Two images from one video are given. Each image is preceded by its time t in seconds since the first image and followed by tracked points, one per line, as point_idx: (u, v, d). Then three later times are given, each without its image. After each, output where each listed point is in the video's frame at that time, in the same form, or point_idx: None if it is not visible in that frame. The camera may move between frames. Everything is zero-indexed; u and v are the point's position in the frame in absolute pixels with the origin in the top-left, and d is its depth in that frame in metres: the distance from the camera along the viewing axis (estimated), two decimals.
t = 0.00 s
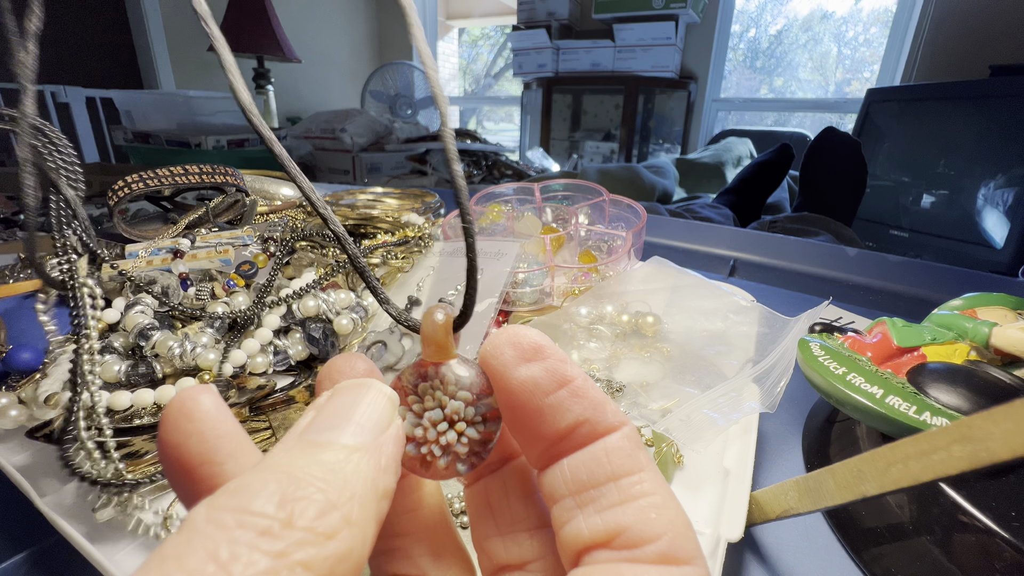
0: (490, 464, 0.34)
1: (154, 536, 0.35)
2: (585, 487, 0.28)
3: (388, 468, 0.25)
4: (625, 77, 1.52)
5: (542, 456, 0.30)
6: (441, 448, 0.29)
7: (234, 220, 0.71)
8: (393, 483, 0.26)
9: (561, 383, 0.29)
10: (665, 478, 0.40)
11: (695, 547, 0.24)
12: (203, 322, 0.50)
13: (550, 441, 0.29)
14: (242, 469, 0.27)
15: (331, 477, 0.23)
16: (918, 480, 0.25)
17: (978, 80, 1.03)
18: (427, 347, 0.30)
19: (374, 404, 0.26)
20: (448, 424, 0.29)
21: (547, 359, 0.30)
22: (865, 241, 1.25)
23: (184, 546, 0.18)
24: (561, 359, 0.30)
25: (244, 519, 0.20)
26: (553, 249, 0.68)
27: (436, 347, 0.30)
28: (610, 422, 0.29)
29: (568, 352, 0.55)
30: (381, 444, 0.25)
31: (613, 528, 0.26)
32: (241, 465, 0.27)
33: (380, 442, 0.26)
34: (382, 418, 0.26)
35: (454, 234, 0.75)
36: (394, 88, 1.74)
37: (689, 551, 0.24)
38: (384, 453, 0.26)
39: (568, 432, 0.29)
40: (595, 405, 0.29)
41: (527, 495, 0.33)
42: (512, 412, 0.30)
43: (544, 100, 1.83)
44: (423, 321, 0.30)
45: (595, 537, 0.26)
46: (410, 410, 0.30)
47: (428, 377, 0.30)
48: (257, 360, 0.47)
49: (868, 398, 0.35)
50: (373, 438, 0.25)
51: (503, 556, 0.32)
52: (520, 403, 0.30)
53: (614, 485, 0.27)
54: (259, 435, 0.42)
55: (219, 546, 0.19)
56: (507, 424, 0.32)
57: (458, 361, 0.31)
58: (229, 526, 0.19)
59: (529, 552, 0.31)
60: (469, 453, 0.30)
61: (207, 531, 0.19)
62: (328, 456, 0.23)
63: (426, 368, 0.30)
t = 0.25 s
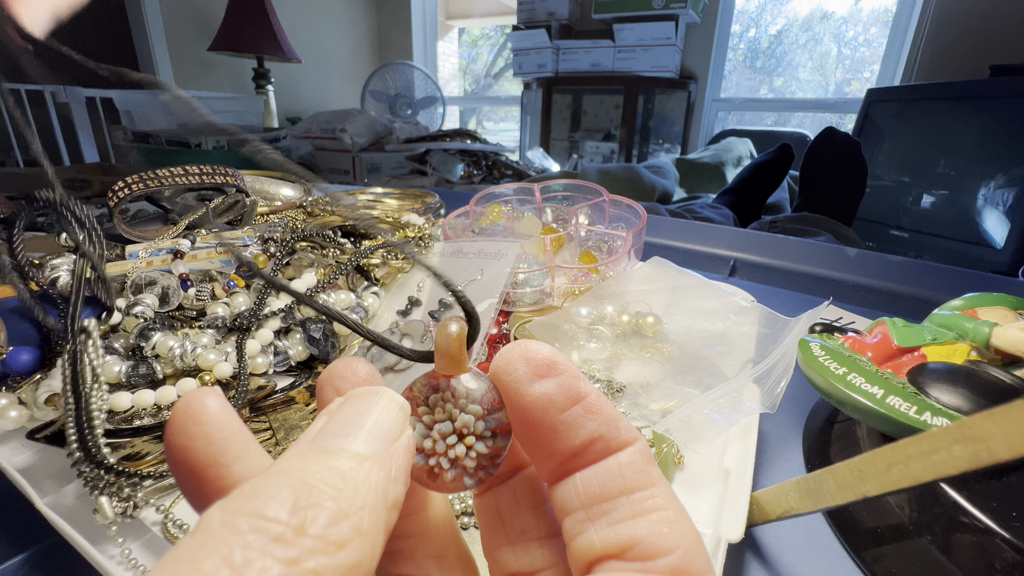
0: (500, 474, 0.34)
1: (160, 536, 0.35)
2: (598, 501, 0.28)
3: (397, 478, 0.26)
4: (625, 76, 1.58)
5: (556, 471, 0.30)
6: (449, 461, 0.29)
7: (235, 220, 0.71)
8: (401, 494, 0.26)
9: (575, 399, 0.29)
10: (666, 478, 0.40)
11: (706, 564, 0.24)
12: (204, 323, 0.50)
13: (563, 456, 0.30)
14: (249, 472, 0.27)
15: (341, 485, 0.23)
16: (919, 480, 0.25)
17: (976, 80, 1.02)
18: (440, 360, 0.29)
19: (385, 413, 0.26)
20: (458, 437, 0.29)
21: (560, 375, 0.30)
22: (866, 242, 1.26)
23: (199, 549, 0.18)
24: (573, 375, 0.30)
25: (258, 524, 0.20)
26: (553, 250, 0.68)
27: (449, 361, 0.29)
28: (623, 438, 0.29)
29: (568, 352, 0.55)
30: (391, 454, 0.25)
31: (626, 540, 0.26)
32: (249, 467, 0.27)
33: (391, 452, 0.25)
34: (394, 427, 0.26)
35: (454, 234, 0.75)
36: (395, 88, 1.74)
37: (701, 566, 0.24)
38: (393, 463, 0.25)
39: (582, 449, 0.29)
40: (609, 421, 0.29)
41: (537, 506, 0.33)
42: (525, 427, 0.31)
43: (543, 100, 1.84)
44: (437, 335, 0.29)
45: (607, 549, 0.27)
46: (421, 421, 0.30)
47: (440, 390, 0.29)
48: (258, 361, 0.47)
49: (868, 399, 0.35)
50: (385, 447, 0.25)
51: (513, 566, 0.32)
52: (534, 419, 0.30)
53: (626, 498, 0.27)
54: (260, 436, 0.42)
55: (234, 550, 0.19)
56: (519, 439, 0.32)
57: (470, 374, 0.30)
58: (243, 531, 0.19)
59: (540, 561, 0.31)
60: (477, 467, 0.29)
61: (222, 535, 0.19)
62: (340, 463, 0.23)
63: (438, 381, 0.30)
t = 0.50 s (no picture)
0: (498, 474, 0.34)
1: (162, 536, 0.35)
2: (595, 500, 0.28)
3: (395, 477, 0.25)
4: (625, 76, 1.50)
5: (553, 470, 0.30)
6: (447, 461, 0.29)
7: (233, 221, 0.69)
8: (400, 493, 0.26)
9: (572, 399, 0.29)
10: (666, 478, 0.40)
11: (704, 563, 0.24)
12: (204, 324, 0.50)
13: (560, 455, 0.30)
14: (247, 471, 0.27)
15: (338, 484, 0.23)
16: (919, 480, 0.25)
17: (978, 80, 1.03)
18: (437, 360, 0.29)
19: (384, 412, 0.26)
20: (455, 437, 0.29)
21: (558, 374, 0.30)
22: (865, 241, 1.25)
23: (196, 548, 0.18)
24: (571, 374, 0.30)
25: (255, 523, 0.20)
26: (553, 250, 0.68)
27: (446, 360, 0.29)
28: (620, 438, 0.29)
29: (568, 352, 0.55)
30: (390, 454, 0.25)
31: (622, 539, 0.26)
32: (250, 466, 0.27)
33: (389, 451, 0.25)
34: (391, 426, 0.26)
35: (454, 234, 0.76)
36: (395, 88, 1.74)
37: (698, 565, 0.24)
38: (392, 462, 0.25)
39: (579, 448, 0.29)
40: (606, 420, 0.29)
41: (535, 505, 0.33)
42: (523, 426, 0.31)
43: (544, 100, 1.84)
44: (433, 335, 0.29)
45: (603, 547, 0.26)
46: (418, 421, 0.30)
47: (437, 389, 0.30)
48: (258, 361, 0.47)
49: (868, 398, 0.35)
50: (383, 447, 0.25)
51: (510, 565, 0.32)
52: (531, 418, 0.30)
53: (623, 498, 0.27)
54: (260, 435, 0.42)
55: (231, 549, 0.19)
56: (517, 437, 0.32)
57: (468, 374, 0.30)
58: (240, 530, 0.19)
59: (537, 561, 0.31)
60: (475, 466, 0.29)
61: (219, 534, 0.19)
62: (338, 463, 0.23)
63: (436, 380, 0.30)
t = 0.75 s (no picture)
0: (490, 470, 0.34)
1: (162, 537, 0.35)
2: (584, 494, 0.28)
3: (389, 473, 0.25)
4: (625, 77, 1.50)
5: (541, 464, 0.30)
6: (441, 456, 0.29)
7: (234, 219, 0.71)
8: (393, 488, 0.26)
9: (561, 392, 0.29)
10: (666, 479, 0.40)
11: (691, 553, 0.25)
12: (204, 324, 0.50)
13: (549, 448, 0.29)
14: (241, 469, 0.27)
15: (332, 480, 0.23)
16: (920, 480, 0.25)
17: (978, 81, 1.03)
18: (426, 355, 0.30)
19: (377, 408, 0.26)
20: (448, 432, 0.29)
21: (548, 368, 0.30)
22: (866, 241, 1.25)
23: (188, 544, 0.18)
24: (561, 368, 0.30)
25: (247, 519, 0.20)
26: (553, 250, 0.68)
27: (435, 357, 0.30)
28: (609, 431, 0.29)
29: (568, 352, 0.55)
30: (383, 449, 0.25)
31: (611, 532, 0.26)
32: (242, 466, 0.27)
33: (382, 448, 0.25)
34: (384, 422, 0.26)
35: (454, 235, 0.76)
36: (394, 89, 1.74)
37: (685, 556, 0.24)
38: (385, 458, 0.25)
39: (568, 442, 0.29)
40: (595, 414, 0.29)
41: (527, 501, 0.33)
42: (513, 420, 0.30)
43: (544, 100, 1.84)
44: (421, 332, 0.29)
45: (593, 541, 0.26)
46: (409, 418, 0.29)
47: (428, 386, 0.29)
48: (258, 361, 0.47)
49: (868, 399, 0.35)
50: (376, 443, 0.25)
51: (504, 561, 0.32)
52: (520, 411, 0.30)
53: (612, 491, 0.27)
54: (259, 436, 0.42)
55: (223, 544, 0.19)
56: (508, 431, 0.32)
57: (458, 368, 0.30)
58: (232, 525, 0.19)
59: (530, 556, 0.31)
60: (469, 460, 0.29)
61: (211, 530, 0.19)
62: (330, 459, 0.23)
63: (426, 377, 0.30)
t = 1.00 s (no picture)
0: (486, 469, 0.34)
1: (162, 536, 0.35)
2: (578, 489, 0.28)
3: (388, 474, 0.25)
4: (625, 77, 1.50)
5: (535, 460, 0.30)
6: (443, 454, 0.29)
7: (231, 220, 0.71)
8: (392, 488, 0.26)
9: (556, 387, 0.29)
10: (666, 479, 0.40)
11: (685, 549, 0.25)
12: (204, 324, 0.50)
13: (543, 443, 0.29)
14: (239, 469, 0.27)
15: (332, 480, 0.23)
16: (920, 480, 0.25)
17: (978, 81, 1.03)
18: (415, 355, 0.30)
19: (376, 408, 0.26)
20: (446, 428, 0.29)
21: (543, 362, 0.29)
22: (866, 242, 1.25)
23: (187, 544, 0.18)
24: (557, 363, 0.30)
25: (247, 518, 0.20)
26: (554, 250, 0.68)
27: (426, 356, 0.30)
28: (604, 427, 0.28)
29: (568, 352, 0.55)
30: (382, 449, 0.25)
31: (605, 528, 0.26)
32: (239, 465, 0.27)
33: (382, 448, 0.25)
34: (383, 422, 0.26)
35: (454, 235, 0.76)
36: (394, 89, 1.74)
37: (679, 551, 0.24)
38: (384, 458, 0.25)
39: (562, 436, 0.28)
40: (590, 409, 0.29)
41: (523, 500, 0.33)
42: (508, 414, 0.30)
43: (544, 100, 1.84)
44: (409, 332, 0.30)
45: (588, 537, 0.26)
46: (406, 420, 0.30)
47: (421, 386, 0.30)
48: (258, 361, 0.47)
49: (868, 399, 0.35)
50: (376, 443, 0.25)
51: (500, 560, 0.32)
52: (515, 406, 0.29)
53: (607, 487, 0.27)
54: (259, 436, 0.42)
55: (223, 544, 0.19)
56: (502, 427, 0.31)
57: (448, 366, 0.31)
58: (232, 525, 0.19)
59: (526, 555, 0.31)
60: (472, 455, 0.29)
61: (211, 529, 0.19)
62: (330, 459, 0.23)
63: (419, 377, 0.30)
